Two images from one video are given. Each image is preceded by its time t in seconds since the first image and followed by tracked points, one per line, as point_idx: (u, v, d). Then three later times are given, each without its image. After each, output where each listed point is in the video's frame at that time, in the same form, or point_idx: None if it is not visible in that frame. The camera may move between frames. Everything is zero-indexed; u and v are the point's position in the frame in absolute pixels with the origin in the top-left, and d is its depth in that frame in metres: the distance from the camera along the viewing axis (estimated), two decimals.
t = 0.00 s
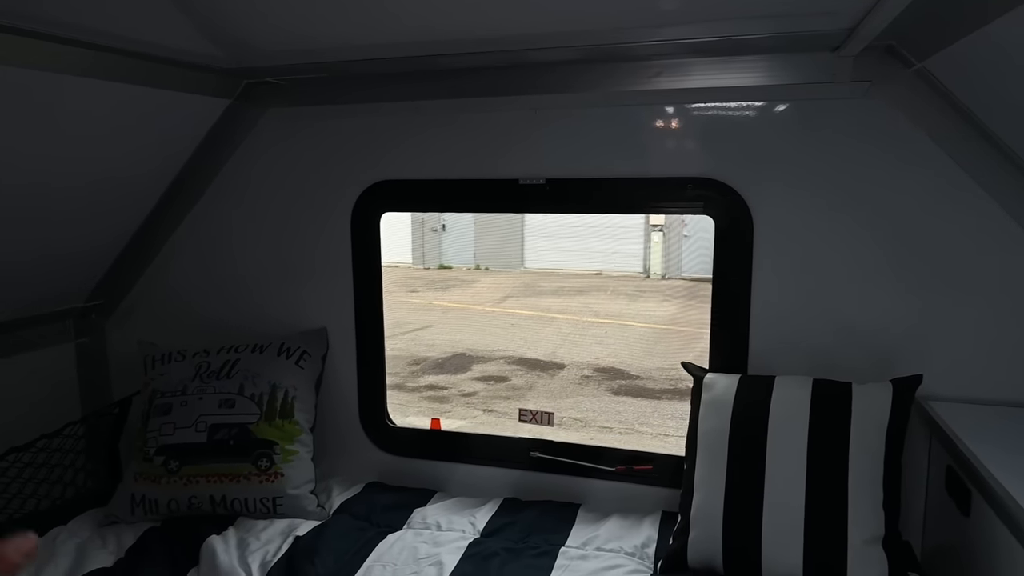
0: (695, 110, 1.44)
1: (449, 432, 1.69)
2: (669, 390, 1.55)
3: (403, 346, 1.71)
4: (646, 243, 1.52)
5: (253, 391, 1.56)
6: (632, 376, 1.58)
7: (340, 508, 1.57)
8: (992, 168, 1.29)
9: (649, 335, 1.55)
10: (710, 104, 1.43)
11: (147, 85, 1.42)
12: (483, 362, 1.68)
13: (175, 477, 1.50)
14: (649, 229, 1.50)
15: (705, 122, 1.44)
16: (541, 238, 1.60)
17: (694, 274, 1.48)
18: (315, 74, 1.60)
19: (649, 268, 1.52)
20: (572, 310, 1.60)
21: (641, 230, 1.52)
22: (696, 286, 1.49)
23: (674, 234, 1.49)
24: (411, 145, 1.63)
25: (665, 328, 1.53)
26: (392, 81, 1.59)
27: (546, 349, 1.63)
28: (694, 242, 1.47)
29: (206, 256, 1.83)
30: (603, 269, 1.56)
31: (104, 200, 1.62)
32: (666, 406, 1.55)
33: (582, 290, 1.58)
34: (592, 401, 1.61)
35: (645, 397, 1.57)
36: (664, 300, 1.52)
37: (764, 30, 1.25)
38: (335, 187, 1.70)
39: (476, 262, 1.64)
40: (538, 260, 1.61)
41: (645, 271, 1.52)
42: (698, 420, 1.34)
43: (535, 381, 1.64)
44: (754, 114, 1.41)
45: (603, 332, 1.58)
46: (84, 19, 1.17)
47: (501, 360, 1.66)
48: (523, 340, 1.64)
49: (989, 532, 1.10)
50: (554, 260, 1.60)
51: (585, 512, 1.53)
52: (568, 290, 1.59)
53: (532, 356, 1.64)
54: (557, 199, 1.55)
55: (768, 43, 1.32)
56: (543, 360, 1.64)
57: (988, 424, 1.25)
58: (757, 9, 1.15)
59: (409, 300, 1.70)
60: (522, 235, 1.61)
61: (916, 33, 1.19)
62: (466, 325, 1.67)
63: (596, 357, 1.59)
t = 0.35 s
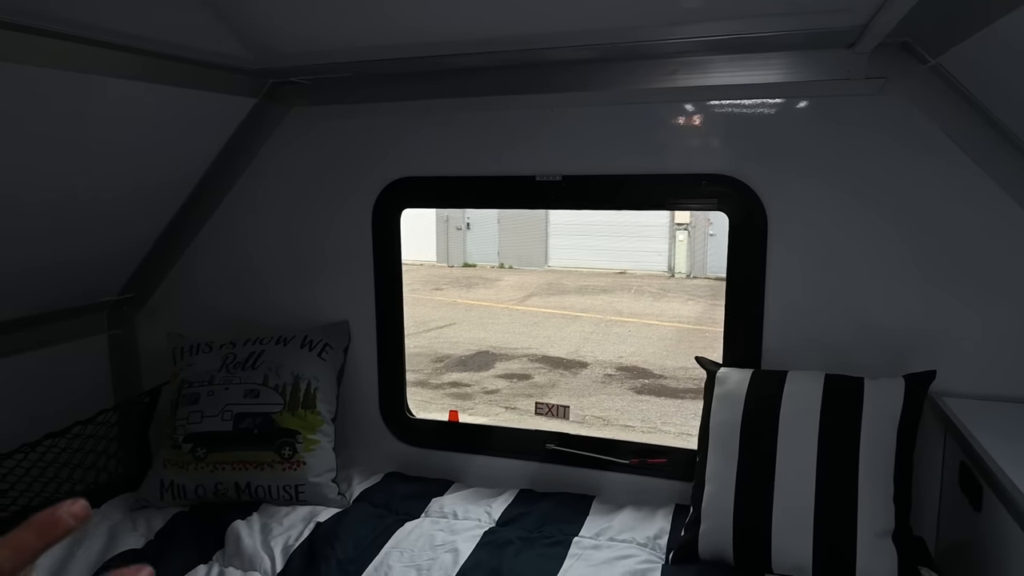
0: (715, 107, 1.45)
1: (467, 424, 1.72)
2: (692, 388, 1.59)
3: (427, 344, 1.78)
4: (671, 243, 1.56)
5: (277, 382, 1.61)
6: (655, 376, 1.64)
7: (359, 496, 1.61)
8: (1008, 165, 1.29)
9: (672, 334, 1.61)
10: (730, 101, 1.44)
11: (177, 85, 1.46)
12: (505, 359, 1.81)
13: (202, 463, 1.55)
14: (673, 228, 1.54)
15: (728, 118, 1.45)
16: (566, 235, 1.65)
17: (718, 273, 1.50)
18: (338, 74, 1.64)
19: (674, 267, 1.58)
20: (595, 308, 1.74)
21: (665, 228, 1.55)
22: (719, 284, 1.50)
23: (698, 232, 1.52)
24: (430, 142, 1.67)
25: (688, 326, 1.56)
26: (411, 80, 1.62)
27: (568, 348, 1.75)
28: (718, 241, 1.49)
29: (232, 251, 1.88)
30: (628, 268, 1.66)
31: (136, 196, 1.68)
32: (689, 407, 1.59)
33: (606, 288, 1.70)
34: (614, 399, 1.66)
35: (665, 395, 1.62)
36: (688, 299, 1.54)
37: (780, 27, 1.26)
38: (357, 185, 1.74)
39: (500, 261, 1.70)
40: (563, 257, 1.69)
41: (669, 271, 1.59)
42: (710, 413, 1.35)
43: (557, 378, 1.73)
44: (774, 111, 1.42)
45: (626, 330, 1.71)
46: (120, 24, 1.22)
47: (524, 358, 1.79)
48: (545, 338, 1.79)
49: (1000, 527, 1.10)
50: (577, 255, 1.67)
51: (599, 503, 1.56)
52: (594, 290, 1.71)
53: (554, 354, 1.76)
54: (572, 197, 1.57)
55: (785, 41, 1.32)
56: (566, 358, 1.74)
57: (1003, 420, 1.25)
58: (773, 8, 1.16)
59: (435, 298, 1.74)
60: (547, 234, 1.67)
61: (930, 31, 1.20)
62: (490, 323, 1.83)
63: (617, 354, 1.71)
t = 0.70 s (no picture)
0: (736, 104, 1.46)
1: (484, 416, 1.75)
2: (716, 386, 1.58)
3: (449, 343, 1.80)
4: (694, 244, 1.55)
5: (299, 373, 1.65)
6: (679, 376, 1.63)
7: (378, 485, 1.64)
8: None
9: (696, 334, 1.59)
10: (753, 98, 1.44)
11: (204, 84, 1.51)
12: (527, 358, 1.79)
13: (225, 450, 1.60)
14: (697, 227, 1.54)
15: (752, 115, 1.45)
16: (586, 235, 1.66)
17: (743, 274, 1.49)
18: (360, 72, 1.67)
19: (698, 267, 1.56)
20: (618, 309, 1.71)
21: (691, 228, 1.55)
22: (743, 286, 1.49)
23: (723, 233, 1.51)
24: (449, 138, 1.70)
25: (711, 326, 1.56)
26: (431, 77, 1.65)
27: (592, 345, 1.73)
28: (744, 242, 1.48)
29: (256, 245, 1.92)
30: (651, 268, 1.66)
31: (164, 192, 1.73)
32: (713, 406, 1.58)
33: (628, 288, 1.70)
34: (636, 399, 1.66)
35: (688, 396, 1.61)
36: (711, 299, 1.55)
37: (794, 23, 1.26)
38: (377, 181, 1.77)
39: (522, 260, 1.72)
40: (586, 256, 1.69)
41: (693, 270, 1.58)
42: (723, 406, 1.37)
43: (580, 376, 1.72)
44: (794, 107, 1.42)
45: (649, 330, 1.67)
46: (151, 25, 1.26)
47: (546, 357, 1.77)
48: (567, 337, 1.76)
49: (1012, 522, 1.10)
50: (600, 256, 1.68)
51: (613, 495, 1.57)
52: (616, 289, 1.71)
53: (579, 353, 1.74)
54: (589, 192, 1.59)
55: (802, 36, 1.33)
56: (589, 358, 1.73)
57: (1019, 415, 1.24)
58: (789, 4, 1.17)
59: (458, 296, 1.78)
60: (569, 233, 1.68)
61: (946, 25, 1.20)
62: (512, 322, 1.80)
63: (641, 354, 1.68)
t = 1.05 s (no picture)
0: (750, 97, 1.47)
1: (499, 405, 1.77)
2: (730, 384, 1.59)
3: (462, 339, 1.82)
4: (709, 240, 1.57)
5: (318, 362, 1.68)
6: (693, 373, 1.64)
7: (395, 472, 1.67)
8: None
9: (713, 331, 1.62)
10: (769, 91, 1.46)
11: (227, 78, 1.55)
12: (540, 355, 1.79)
13: (247, 437, 1.63)
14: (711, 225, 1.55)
15: (767, 108, 1.46)
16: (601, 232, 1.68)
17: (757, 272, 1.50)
18: (378, 66, 1.70)
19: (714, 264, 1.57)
20: (631, 304, 1.69)
21: (705, 226, 1.57)
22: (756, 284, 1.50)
23: (737, 230, 1.53)
24: (467, 131, 1.72)
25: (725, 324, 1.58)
26: (448, 71, 1.68)
27: (605, 342, 1.74)
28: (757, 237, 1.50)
29: (275, 238, 1.96)
30: (666, 265, 1.64)
31: (186, 184, 1.77)
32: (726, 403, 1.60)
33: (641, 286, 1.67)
34: (648, 396, 1.67)
35: (703, 394, 1.62)
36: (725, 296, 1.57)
37: (807, 16, 1.28)
38: (395, 173, 1.80)
39: (536, 257, 1.74)
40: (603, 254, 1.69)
41: (708, 268, 1.58)
42: (736, 395, 1.38)
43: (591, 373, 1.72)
44: (810, 100, 1.43)
45: (663, 327, 1.67)
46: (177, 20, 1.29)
47: (559, 354, 1.78)
48: (580, 334, 1.77)
49: None
50: (613, 254, 1.68)
51: (627, 483, 1.59)
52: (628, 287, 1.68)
53: (591, 350, 1.75)
54: (604, 184, 1.61)
55: (816, 29, 1.34)
56: (601, 355, 1.73)
57: None
58: None
59: (470, 293, 1.80)
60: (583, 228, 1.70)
61: (961, 16, 1.20)
62: (525, 318, 1.81)
63: (656, 350, 1.68)
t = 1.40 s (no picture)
0: (767, 92, 1.51)
1: (520, 392, 1.82)
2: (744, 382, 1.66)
3: (479, 337, 1.88)
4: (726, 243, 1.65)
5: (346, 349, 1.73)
6: (708, 371, 1.73)
7: (419, 457, 1.72)
8: None
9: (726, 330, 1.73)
10: (786, 87, 1.49)
11: (259, 73, 1.60)
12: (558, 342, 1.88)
13: (277, 421, 1.69)
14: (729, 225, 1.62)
15: (782, 103, 1.50)
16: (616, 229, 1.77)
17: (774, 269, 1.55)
18: (404, 62, 1.74)
19: (730, 263, 1.66)
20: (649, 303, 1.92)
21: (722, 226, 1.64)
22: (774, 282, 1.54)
23: (756, 228, 1.57)
24: (490, 125, 1.77)
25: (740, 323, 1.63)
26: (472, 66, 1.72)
27: (621, 341, 1.91)
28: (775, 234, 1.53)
29: (303, 229, 2.02)
30: (682, 264, 1.79)
31: (218, 176, 1.83)
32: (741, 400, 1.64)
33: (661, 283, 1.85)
34: (665, 394, 1.72)
35: (719, 390, 1.67)
36: (742, 295, 1.63)
37: (825, 11, 1.31)
38: (420, 166, 1.85)
39: (552, 255, 1.89)
40: (618, 253, 1.81)
41: (725, 267, 1.67)
42: (754, 381, 1.42)
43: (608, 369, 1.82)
44: (827, 96, 1.46)
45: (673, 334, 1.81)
46: (214, 16, 1.34)
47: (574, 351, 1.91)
48: (596, 332, 1.95)
49: None
50: (629, 253, 1.80)
51: (645, 469, 1.63)
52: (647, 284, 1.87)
53: (607, 347, 1.90)
54: (625, 177, 1.65)
55: (834, 24, 1.37)
56: (618, 352, 1.87)
57: None
58: None
59: (486, 291, 1.88)
60: (600, 226, 1.79)
61: (977, 11, 1.22)
62: (544, 316, 2.03)
63: (672, 350, 1.88)
